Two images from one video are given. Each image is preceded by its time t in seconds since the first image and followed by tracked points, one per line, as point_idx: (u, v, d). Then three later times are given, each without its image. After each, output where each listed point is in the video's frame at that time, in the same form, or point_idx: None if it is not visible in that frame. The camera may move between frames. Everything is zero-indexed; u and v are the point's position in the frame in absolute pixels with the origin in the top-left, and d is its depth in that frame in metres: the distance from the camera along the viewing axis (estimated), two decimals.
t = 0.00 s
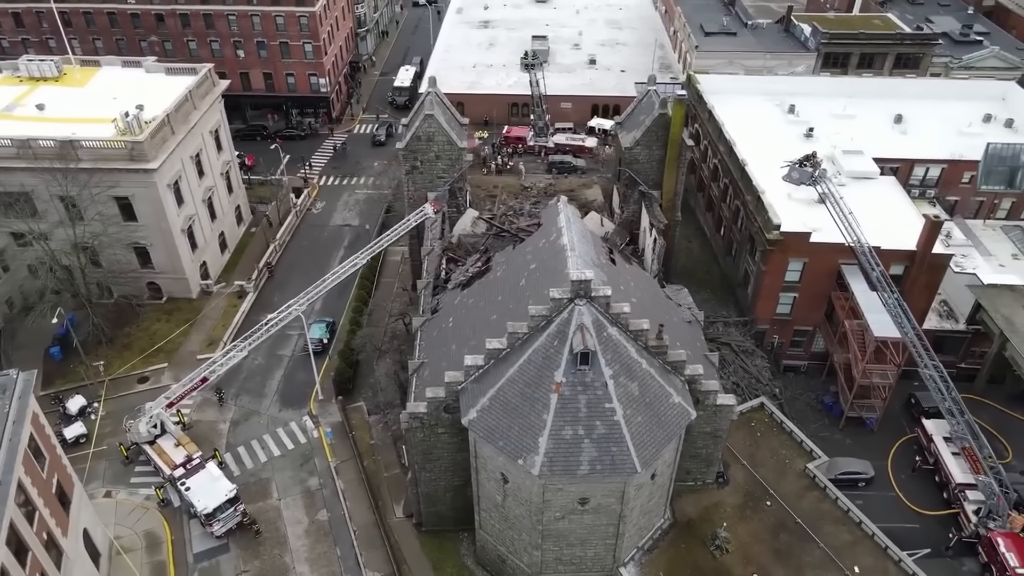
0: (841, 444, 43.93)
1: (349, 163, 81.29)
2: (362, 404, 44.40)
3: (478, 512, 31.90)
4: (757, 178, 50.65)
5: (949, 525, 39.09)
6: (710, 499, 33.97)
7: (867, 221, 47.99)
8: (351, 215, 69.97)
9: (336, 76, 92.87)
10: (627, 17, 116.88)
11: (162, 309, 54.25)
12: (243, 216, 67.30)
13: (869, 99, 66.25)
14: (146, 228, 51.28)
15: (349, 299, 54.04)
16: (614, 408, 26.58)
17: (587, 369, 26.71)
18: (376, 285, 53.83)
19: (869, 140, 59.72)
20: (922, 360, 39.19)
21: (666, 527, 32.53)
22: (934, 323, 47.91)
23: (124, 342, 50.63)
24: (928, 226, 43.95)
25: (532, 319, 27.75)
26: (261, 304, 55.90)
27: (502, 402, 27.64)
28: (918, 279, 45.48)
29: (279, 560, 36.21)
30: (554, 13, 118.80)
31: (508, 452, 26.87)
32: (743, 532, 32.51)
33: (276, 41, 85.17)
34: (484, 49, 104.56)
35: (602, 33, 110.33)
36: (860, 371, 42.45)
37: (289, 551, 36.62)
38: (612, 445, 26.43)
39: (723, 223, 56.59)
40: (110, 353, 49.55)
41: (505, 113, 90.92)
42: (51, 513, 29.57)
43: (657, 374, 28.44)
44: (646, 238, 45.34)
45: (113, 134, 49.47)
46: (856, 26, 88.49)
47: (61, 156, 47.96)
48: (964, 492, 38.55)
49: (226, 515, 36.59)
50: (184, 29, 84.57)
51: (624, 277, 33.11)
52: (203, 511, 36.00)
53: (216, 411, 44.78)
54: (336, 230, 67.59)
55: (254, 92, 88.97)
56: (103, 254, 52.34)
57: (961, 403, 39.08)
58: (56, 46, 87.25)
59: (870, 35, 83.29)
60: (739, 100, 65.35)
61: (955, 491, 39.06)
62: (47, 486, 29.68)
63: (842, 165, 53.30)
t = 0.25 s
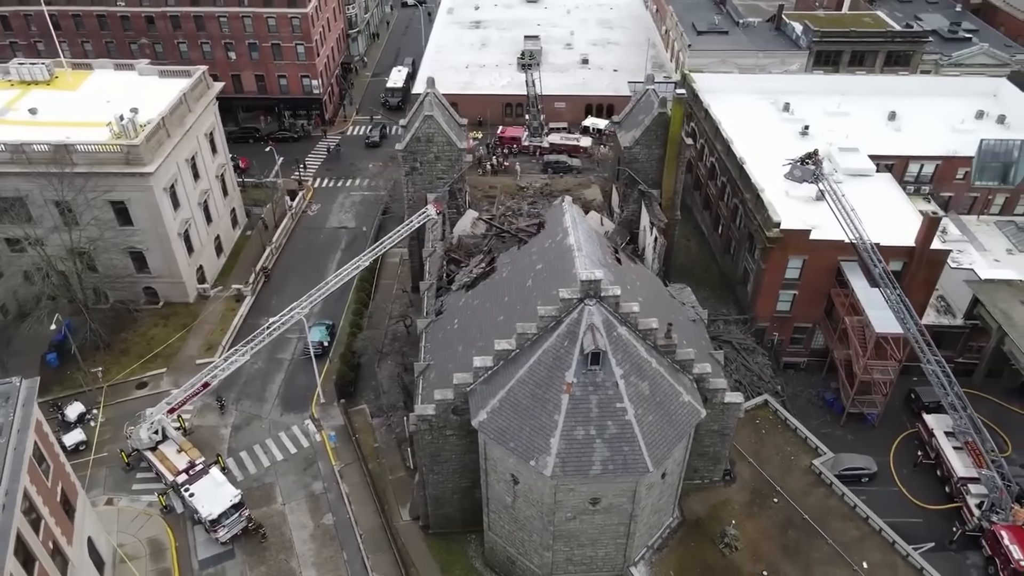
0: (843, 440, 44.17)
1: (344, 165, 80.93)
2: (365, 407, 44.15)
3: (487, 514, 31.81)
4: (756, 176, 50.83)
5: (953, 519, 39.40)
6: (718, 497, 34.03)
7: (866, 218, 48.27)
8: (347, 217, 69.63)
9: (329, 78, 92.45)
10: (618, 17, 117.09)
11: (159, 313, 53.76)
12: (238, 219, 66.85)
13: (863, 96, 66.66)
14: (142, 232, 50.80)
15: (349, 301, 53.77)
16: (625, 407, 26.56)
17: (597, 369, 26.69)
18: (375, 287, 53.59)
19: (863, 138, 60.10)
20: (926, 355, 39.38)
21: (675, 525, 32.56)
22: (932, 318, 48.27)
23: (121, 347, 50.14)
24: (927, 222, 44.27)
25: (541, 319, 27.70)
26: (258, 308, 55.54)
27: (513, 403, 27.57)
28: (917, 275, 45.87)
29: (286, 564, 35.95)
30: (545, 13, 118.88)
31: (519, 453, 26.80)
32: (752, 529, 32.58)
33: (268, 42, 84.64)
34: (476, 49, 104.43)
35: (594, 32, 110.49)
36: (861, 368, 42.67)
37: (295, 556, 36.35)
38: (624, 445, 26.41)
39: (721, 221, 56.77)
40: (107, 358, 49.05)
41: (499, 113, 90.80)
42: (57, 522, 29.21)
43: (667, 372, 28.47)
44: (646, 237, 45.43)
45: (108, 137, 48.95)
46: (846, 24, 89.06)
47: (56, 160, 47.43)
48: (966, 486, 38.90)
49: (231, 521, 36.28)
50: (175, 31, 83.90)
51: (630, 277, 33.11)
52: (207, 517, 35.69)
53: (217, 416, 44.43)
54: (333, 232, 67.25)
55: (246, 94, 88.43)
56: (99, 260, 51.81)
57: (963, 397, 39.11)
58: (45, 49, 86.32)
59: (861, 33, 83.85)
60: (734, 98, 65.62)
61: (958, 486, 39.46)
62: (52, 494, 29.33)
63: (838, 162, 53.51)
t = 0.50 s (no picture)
0: (845, 437, 44.37)
1: (339, 167, 80.63)
2: (368, 409, 43.97)
3: (496, 515, 31.74)
4: (755, 175, 50.89)
5: (955, 514, 39.60)
6: (725, 495, 34.08)
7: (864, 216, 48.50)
8: (344, 219, 69.35)
9: (323, 79, 92.11)
10: (611, 16, 117.26)
11: (157, 317, 53.35)
12: (235, 221, 66.46)
13: (858, 94, 67.07)
14: (140, 235, 50.41)
15: (349, 303, 53.53)
16: (636, 407, 26.54)
17: (607, 369, 26.66)
18: (375, 289, 53.40)
19: (860, 135, 60.48)
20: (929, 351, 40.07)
21: (683, 524, 32.58)
22: (932, 314, 48.48)
23: (120, 352, 49.73)
24: (926, 219, 44.50)
25: (550, 319, 27.66)
26: (258, 311, 55.23)
27: (522, 404, 27.50)
28: (916, 271, 46.07)
29: (292, 569, 35.77)
30: (538, 13, 118.92)
31: (530, 453, 26.74)
32: (760, 527, 32.67)
33: (262, 44, 84.21)
34: (470, 49, 104.31)
35: (587, 32, 110.61)
36: (863, 364, 42.89)
37: (301, 560, 36.16)
38: (635, 445, 26.40)
39: (719, 219, 56.91)
40: (106, 363, 48.64)
41: (494, 113, 90.69)
42: (62, 529, 28.94)
43: (675, 371, 28.49)
44: (647, 236, 45.48)
45: (105, 141, 48.54)
46: (839, 22, 89.51)
47: (52, 164, 46.99)
48: (968, 481, 39.12)
49: (236, 525, 36.04)
50: (167, 32, 83.35)
51: (635, 276, 33.09)
52: (213, 521, 35.45)
53: (219, 420, 44.14)
54: (330, 234, 66.97)
55: (240, 96, 87.98)
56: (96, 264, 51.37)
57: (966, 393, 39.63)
58: (36, 51, 85.52)
59: (854, 31, 84.31)
60: (731, 97, 65.82)
61: (959, 481, 39.63)
62: (57, 501, 29.04)
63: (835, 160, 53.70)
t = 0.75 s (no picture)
0: (848, 433, 44.58)
1: (335, 168, 80.31)
2: (372, 412, 43.77)
3: (506, 516, 31.69)
4: (755, 173, 51.06)
5: (959, 509, 39.89)
6: (733, 493, 34.15)
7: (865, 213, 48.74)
8: (341, 220, 69.02)
9: (317, 81, 91.72)
10: (604, 16, 117.40)
11: (156, 322, 52.94)
12: (231, 224, 66.03)
13: (853, 92, 67.45)
14: (138, 240, 49.98)
15: (349, 305, 53.30)
16: (648, 406, 26.56)
17: (619, 369, 26.64)
18: (376, 291, 53.19)
19: (856, 133, 60.83)
20: (932, 346, 39.92)
21: (693, 523, 32.61)
22: (931, 310, 48.82)
23: (119, 357, 49.30)
24: (926, 215, 44.76)
25: (561, 320, 27.63)
26: (257, 314, 54.93)
27: (534, 405, 27.46)
28: (916, 267, 46.31)
29: (299, 573, 35.57)
30: (530, 13, 118.89)
31: (543, 454, 26.69)
32: (769, 525, 32.76)
33: (255, 45, 83.73)
34: (463, 50, 104.15)
35: (580, 31, 110.69)
36: (866, 361, 43.12)
37: (308, 564, 35.95)
38: (647, 444, 26.41)
39: (718, 217, 57.13)
40: (105, 368, 48.22)
41: (489, 113, 90.56)
42: (70, 538, 28.61)
43: (686, 370, 28.53)
44: (649, 235, 45.55)
45: (101, 144, 48.08)
46: (831, 20, 89.89)
47: (48, 168, 46.50)
48: (972, 476, 39.39)
49: (243, 531, 35.81)
50: (159, 34, 82.71)
51: (642, 275, 33.12)
52: (219, 527, 35.20)
53: (221, 424, 43.83)
54: (327, 236, 66.68)
55: (233, 98, 87.48)
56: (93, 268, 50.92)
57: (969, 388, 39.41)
58: (26, 54, 84.70)
59: (847, 29, 84.75)
60: (727, 96, 66.02)
61: (963, 475, 39.92)
62: (64, 509, 28.72)
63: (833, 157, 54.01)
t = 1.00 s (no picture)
0: (851, 430, 44.78)
1: (331, 170, 80.01)
2: (375, 414, 43.60)
3: (515, 517, 31.63)
4: (755, 171, 51.20)
5: (962, 504, 40.09)
6: (740, 491, 34.21)
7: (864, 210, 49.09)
8: (339, 222, 68.75)
9: (311, 82, 91.35)
10: (597, 16, 117.52)
11: (155, 325, 52.57)
12: (228, 227, 65.65)
13: (849, 91, 67.80)
14: (136, 243, 49.61)
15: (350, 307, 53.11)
16: (658, 406, 26.57)
17: (629, 369, 26.64)
18: (376, 293, 53.00)
19: (853, 131, 61.15)
20: (936, 343, 40.44)
21: (701, 521, 32.65)
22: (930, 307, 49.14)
23: (118, 361, 48.91)
24: (925, 213, 44.89)
25: (570, 320, 27.62)
26: (257, 317, 54.65)
27: (544, 405, 27.42)
28: (915, 264, 46.56)
29: None
30: (524, 13, 118.91)
31: (554, 455, 26.65)
32: (777, 522, 32.84)
33: (249, 47, 83.30)
34: (458, 50, 104.02)
35: (574, 31, 110.79)
36: (868, 358, 43.34)
37: (315, 568, 35.77)
38: (659, 444, 26.42)
39: (718, 216, 57.28)
40: (104, 373, 47.84)
41: (485, 113, 90.44)
42: (77, 545, 28.35)
43: (695, 370, 28.57)
44: (651, 234, 45.58)
45: (99, 148, 47.69)
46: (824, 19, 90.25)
47: (45, 172, 46.07)
48: (974, 470, 39.57)
49: (249, 535, 35.60)
50: (153, 36, 82.16)
51: (648, 274, 33.16)
52: (225, 532, 34.98)
53: (224, 428, 43.57)
54: (325, 237, 66.41)
55: (227, 100, 86.98)
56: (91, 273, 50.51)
57: (972, 384, 40.11)
58: (17, 57, 83.95)
59: (841, 27, 85.13)
60: (724, 95, 66.23)
61: (965, 471, 40.11)
62: (71, 516, 28.43)
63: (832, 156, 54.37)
